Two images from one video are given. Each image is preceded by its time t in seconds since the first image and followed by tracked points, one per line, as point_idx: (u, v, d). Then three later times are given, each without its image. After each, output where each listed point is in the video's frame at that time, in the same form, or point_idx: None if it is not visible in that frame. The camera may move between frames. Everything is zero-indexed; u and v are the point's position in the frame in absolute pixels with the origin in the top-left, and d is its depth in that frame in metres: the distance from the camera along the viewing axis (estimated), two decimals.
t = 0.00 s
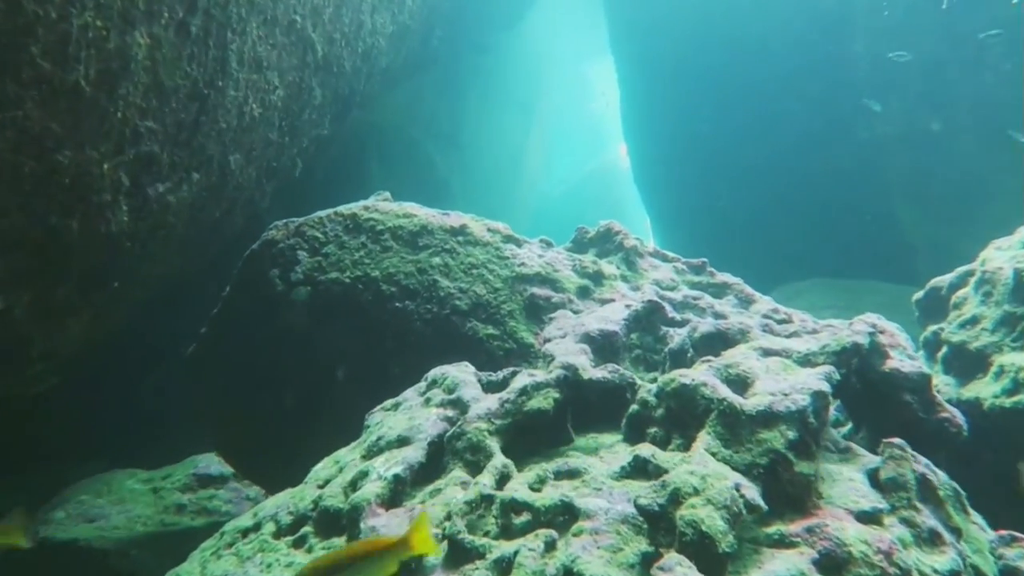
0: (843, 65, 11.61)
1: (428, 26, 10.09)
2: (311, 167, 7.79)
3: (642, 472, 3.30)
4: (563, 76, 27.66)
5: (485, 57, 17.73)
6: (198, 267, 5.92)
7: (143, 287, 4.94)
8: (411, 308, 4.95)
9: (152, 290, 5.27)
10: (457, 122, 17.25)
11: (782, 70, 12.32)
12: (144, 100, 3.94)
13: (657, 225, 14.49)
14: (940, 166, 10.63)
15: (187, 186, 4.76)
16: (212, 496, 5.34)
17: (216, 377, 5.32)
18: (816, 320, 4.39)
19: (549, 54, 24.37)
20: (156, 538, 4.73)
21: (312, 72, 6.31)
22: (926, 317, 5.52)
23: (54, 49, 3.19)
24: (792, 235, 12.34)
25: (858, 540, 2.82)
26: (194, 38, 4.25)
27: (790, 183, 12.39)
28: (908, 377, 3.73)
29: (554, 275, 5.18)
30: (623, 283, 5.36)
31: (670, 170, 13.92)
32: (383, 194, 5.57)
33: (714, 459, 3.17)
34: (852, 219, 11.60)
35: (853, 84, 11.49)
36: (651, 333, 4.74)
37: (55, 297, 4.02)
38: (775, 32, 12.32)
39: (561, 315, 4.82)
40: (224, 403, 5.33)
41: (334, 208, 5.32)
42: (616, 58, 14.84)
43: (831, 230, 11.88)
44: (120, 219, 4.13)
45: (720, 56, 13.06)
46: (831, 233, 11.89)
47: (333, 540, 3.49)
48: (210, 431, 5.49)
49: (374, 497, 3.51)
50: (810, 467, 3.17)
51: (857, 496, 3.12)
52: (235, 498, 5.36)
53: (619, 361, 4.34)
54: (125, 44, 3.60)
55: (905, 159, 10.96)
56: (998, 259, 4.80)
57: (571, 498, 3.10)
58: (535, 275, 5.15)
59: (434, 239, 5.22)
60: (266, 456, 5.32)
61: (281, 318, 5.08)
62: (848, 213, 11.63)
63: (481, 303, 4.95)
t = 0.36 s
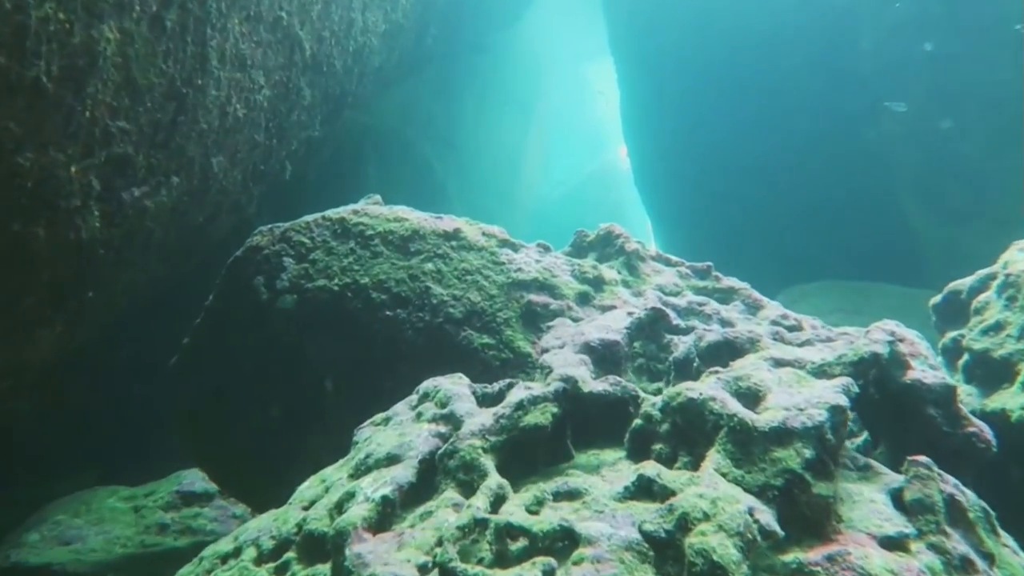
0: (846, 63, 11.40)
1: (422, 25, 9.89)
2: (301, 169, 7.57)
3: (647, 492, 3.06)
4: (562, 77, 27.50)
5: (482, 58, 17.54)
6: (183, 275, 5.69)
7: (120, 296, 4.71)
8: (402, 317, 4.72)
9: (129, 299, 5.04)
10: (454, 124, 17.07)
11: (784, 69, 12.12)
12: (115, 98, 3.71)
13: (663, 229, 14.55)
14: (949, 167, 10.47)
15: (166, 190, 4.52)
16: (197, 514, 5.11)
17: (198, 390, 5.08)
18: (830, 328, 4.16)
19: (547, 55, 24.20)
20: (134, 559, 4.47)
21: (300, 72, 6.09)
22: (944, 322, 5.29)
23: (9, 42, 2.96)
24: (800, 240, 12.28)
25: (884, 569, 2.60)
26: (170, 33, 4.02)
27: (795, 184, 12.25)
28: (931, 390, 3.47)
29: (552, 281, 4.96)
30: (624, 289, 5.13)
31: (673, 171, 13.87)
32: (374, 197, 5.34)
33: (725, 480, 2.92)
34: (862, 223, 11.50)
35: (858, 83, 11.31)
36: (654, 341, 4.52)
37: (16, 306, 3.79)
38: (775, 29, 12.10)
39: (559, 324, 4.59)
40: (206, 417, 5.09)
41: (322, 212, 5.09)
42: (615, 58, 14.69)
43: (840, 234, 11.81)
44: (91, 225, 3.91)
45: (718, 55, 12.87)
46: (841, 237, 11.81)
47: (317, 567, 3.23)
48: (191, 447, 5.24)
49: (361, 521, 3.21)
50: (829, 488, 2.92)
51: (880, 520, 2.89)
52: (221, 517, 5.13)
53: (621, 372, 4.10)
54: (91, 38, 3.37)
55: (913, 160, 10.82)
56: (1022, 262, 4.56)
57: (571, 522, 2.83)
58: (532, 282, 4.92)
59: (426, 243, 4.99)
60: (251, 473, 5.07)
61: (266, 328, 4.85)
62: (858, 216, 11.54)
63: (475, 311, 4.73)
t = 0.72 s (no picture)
0: (857, 65, 11.31)
1: (420, 23, 9.68)
2: (294, 170, 7.37)
3: (650, 516, 2.85)
4: (564, 77, 27.34)
5: (483, 57, 17.37)
6: (168, 279, 5.48)
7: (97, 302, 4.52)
8: (394, 324, 4.51)
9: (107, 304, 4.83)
10: (454, 124, 16.89)
11: (794, 75, 12.25)
12: (88, 95, 3.50)
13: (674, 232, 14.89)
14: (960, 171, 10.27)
15: (146, 191, 4.32)
16: (180, 530, 4.90)
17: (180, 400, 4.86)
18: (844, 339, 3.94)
19: (549, 55, 24.02)
20: None
21: (291, 69, 5.88)
22: (964, 332, 5.07)
23: None
24: (809, 243, 12.48)
25: None
26: (148, 27, 3.80)
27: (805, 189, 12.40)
28: (954, 406, 3.26)
29: (550, 287, 4.76)
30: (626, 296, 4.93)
31: (686, 174, 14.27)
32: (366, 199, 5.14)
33: (734, 506, 2.70)
34: (870, 229, 11.52)
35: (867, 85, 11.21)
36: (659, 351, 4.35)
37: None
38: (788, 34, 12.19)
39: (558, 334, 4.38)
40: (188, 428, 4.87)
41: (311, 214, 4.88)
42: (628, 67, 15.19)
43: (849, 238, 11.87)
44: (64, 228, 3.71)
45: (732, 62, 13.16)
46: (853, 242, 11.87)
47: None
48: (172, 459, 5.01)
49: (345, 546, 3.03)
50: (847, 515, 2.69)
51: (902, 550, 2.67)
52: (205, 532, 4.92)
53: (622, 386, 3.88)
54: (59, 30, 3.16)
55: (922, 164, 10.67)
56: None
57: (568, 549, 2.56)
58: (530, 288, 4.72)
59: (420, 248, 4.78)
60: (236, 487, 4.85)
61: (252, 336, 4.63)
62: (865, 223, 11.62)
63: (470, 319, 4.52)
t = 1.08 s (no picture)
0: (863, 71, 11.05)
1: (414, 23, 9.41)
2: (279, 174, 7.09)
3: (649, 562, 2.53)
4: (562, 81, 27.12)
5: (480, 60, 17.12)
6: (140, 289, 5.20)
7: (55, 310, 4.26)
8: (376, 340, 4.22)
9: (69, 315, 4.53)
10: (451, 127, 16.63)
11: (797, 81, 12.03)
12: (38, 93, 3.20)
13: (673, 237, 14.76)
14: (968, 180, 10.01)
15: (112, 197, 4.02)
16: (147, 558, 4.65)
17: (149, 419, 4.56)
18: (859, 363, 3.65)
19: (547, 59, 23.81)
20: None
21: (273, 69, 5.58)
22: (985, 353, 4.78)
23: None
24: (811, 251, 12.32)
25: None
26: (110, 20, 3.51)
27: (807, 196, 12.20)
28: (983, 441, 2.99)
29: (543, 302, 4.49)
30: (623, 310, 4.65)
31: (686, 181, 14.08)
32: (349, 206, 4.86)
33: (744, 556, 2.40)
34: (876, 238, 11.31)
35: (872, 92, 10.95)
36: (659, 370, 4.13)
37: None
38: (792, 38, 11.95)
39: (551, 352, 4.08)
40: (157, 448, 4.58)
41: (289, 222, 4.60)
42: (628, 70, 14.98)
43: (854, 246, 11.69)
44: (13, 235, 3.45)
45: (735, 68, 12.95)
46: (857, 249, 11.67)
47: None
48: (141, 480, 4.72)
49: None
50: (870, 567, 2.39)
51: None
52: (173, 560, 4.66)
53: (619, 412, 3.58)
54: None
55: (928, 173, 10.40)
56: None
57: None
58: (521, 302, 4.44)
59: (405, 259, 4.50)
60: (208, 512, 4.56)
61: (225, 352, 4.33)
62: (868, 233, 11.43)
63: (457, 335, 4.24)
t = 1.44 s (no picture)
0: (867, 76, 10.87)
1: (408, 26, 9.22)
2: (267, 181, 6.87)
3: None
4: (559, 86, 26.98)
5: (477, 64, 16.95)
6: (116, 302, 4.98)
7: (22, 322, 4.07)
8: (362, 357, 4.00)
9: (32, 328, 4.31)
10: (447, 132, 16.44)
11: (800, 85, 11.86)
12: None
13: (679, 242, 14.67)
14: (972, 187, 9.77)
15: (82, 207, 3.81)
16: None
17: (122, 440, 4.34)
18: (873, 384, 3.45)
19: (545, 64, 23.67)
20: None
21: (258, 72, 5.37)
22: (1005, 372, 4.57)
23: None
24: (814, 260, 12.17)
25: None
26: (76, 19, 3.29)
27: (810, 203, 12.03)
28: (1014, 473, 2.77)
29: (538, 317, 4.28)
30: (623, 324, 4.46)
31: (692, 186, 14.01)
32: (335, 215, 4.65)
33: None
34: (880, 247, 11.11)
35: (877, 98, 10.78)
36: (659, 389, 3.97)
37: None
38: (795, 43, 11.80)
39: (546, 372, 3.86)
40: (132, 470, 4.35)
41: (272, 232, 4.38)
42: (634, 75, 14.90)
43: (857, 255, 11.51)
44: None
45: (740, 73, 12.81)
46: (860, 257, 11.48)
47: None
48: (113, 503, 4.49)
49: None
50: None
51: None
52: None
53: (617, 438, 3.36)
54: None
55: (930, 180, 10.19)
56: None
57: None
58: (515, 317, 4.24)
59: (393, 270, 4.29)
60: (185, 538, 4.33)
61: (202, 369, 4.10)
62: (871, 240, 11.25)
63: (448, 351, 4.03)
